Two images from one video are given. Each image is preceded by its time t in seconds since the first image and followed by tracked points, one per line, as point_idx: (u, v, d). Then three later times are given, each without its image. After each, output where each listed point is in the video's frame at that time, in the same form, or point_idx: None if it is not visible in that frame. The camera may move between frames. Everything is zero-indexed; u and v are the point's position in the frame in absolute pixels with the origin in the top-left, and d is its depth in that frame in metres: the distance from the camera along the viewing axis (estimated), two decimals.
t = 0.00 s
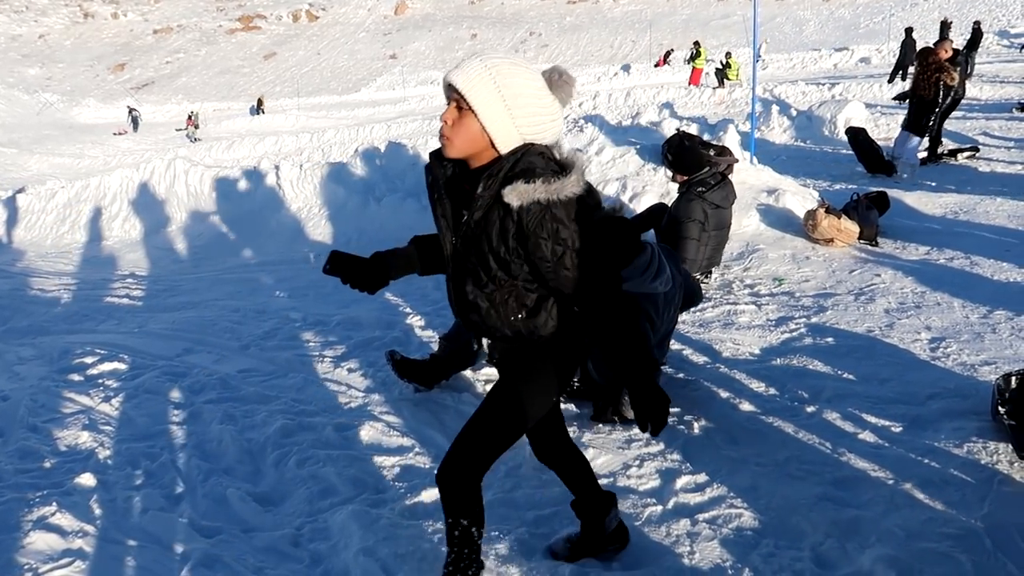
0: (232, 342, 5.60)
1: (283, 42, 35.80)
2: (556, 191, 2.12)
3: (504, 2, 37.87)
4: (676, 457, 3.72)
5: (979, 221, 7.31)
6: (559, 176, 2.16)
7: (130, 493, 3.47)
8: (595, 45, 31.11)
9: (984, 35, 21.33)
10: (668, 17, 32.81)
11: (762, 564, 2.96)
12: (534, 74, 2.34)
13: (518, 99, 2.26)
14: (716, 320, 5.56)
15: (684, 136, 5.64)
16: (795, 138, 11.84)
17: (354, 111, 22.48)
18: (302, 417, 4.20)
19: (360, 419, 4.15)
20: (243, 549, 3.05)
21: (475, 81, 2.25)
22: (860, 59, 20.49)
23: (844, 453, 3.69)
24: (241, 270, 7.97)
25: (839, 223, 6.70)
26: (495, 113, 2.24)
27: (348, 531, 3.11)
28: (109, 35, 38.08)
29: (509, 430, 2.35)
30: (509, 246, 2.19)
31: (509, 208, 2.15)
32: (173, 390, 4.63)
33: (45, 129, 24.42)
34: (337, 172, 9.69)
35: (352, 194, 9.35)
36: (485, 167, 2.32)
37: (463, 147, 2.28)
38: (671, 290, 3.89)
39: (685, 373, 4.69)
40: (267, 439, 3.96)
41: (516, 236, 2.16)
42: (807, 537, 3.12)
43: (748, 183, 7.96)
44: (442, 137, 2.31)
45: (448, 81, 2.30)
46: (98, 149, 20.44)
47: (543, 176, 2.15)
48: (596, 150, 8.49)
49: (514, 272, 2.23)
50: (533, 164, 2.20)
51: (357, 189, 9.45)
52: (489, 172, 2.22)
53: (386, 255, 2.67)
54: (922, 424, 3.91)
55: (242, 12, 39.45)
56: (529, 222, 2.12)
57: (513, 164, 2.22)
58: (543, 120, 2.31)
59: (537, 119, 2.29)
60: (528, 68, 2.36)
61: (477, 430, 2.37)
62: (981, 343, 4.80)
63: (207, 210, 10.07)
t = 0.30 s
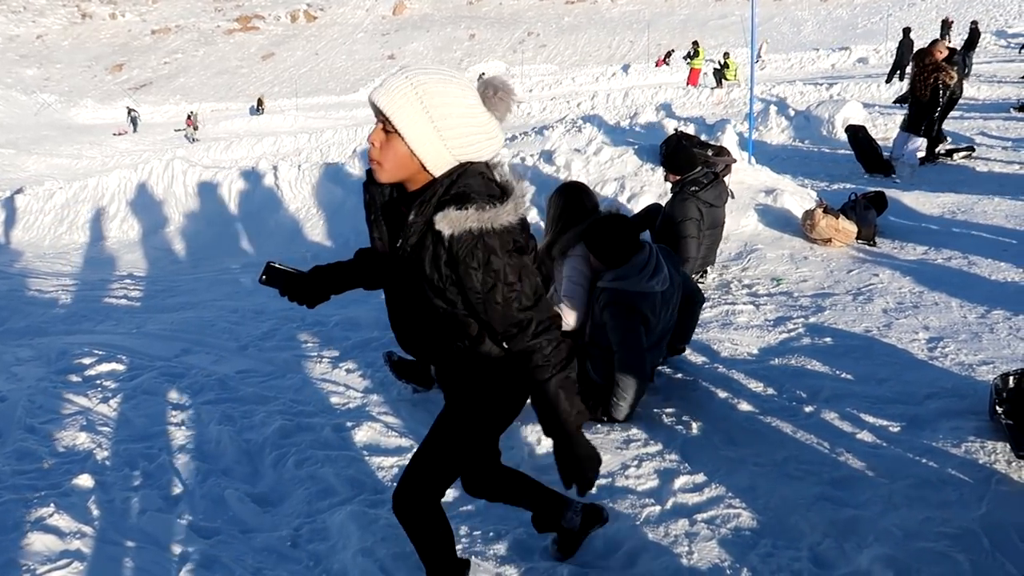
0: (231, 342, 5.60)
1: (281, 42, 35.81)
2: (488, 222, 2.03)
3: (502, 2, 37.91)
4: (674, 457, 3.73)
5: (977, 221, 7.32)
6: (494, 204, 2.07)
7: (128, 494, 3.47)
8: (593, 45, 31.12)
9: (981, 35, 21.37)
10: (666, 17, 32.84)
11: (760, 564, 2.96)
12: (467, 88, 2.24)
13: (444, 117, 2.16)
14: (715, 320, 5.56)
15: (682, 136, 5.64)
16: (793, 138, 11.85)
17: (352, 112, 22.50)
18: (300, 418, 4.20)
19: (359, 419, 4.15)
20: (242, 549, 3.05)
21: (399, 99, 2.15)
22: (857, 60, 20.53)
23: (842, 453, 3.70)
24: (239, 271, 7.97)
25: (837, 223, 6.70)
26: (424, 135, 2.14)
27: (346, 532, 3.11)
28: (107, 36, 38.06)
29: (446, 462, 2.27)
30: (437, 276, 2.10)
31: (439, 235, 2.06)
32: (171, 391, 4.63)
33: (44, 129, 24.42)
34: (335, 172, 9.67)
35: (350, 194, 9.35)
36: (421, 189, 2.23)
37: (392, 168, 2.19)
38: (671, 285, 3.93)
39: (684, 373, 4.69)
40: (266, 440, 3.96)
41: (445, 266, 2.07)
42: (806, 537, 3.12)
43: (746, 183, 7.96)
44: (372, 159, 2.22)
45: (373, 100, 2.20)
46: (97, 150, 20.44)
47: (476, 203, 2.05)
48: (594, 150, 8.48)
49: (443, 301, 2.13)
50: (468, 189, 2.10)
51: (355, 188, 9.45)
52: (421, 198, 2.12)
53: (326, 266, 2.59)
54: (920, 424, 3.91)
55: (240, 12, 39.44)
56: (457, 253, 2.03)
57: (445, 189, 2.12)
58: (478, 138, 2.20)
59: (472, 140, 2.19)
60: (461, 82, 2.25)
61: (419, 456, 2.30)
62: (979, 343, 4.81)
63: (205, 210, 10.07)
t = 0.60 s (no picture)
0: (230, 343, 5.60)
1: (280, 42, 35.82)
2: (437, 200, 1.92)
3: (501, 2, 37.92)
4: (673, 457, 3.72)
5: (975, 220, 7.32)
6: (446, 182, 1.95)
7: (127, 495, 3.47)
8: (591, 45, 31.13)
9: (979, 35, 21.40)
10: (665, 17, 32.87)
11: (759, 564, 2.96)
12: (414, 60, 2.11)
13: (391, 90, 2.04)
14: (713, 320, 5.56)
15: (679, 138, 5.73)
16: (792, 138, 11.86)
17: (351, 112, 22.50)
18: (299, 418, 4.20)
19: (358, 419, 4.15)
20: (240, 550, 3.05)
21: (343, 80, 2.04)
22: (856, 59, 20.55)
23: (841, 452, 3.70)
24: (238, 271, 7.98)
25: (835, 223, 6.70)
26: (370, 113, 2.04)
27: (344, 533, 3.11)
28: (106, 36, 38.04)
29: (399, 453, 2.19)
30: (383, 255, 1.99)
31: (386, 211, 1.95)
32: (170, 392, 4.63)
33: (43, 130, 24.43)
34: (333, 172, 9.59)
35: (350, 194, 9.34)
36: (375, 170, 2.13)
37: (345, 152, 2.12)
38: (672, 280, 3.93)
39: (683, 373, 4.69)
40: (264, 440, 3.97)
41: (391, 244, 1.96)
42: (804, 537, 3.12)
43: (745, 183, 7.96)
44: (325, 145, 2.15)
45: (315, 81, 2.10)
46: (96, 151, 20.45)
47: (427, 179, 1.94)
48: (592, 151, 8.48)
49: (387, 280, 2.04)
50: (420, 164, 1.99)
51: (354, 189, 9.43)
52: (371, 172, 2.03)
53: (301, 255, 2.55)
54: (919, 423, 3.92)
55: (239, 13, 39.44)
56: (403, 230, 1.93)
57: (396, 163, 2.03)
58: (430, 112, 2.09)
59: (423, 112, 2.07)
60: (407, 53, 2.13)
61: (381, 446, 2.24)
62: (978, 343, 4.81)
63: (204, 211, 10.08)
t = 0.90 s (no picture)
0: (226, 342, 5.59)
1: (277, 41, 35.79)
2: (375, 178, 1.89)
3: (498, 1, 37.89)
4: (670, 455, 3.73)
5: (972, 218, 7.33)
6: (392, 161, 1.92)
7: (124, 495, 3.46)
8: (589, 44, 31.13)
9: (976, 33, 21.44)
10: (662, 15, 32.87)
11: (756, 562, 2.97)
12: (354, 22, 2.06)
13: (332, 58, 2.00)
14: (710, 318, 5.56)
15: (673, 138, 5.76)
16: (790, 136, 11.86)
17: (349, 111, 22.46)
18: (296, 417, 4.20)
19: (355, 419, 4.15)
20: (238, 549, 3.05)
21: (281, 53, 1.99)
22: (853, 57, 20.57)
23: (838, 450, 3.71)
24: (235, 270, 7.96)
25: (832, 220, 6.71)
26: (315, 83, 1.99)
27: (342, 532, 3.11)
28: (102, 36, 37.92)
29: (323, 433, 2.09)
30: (321, 230, 1.95)
31: (328, 183, 1.93)
32: (167, 392, 4.62)
33: (39, 130, 24.37)
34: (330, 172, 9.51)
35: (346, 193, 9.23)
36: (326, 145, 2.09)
37: (293, 128, 2.05)
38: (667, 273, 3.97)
39: (680, 371, 4.69)
40: (261, 440, 3.96)
41: (329, 219, 1.92)
42: (801, 535, 3.13)
43: (742, 181, 7.96)
44: (274, 123, 2.09)
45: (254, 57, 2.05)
46: (93, 151, 20.41)
47: (374, 156, 1.91)
48: (590, 149, 8.47)
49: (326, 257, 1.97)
50: (369, 141, 1.97)
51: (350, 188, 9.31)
52: (318, 144, 2.00)
53: (269, 233, 2.40)
54: (916, 421, 3.93)
55: (235, 12, 39.36)
56: (342, 205, 1.89)
57: (346, 138, 2.01)
58: (379, 76, 2.05)
59: (371, 77, 2.03)
60: (346, 15, 2.08)
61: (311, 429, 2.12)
62: (974, 340, 4.82)
63: (201, 210, 10.05)
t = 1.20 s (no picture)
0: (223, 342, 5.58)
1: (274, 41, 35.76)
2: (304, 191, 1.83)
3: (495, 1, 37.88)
4: (666, 454, 3.74)
5: (968, 216, 7.35)
6: (327, 176, 1.87)
7: (120, 496, 3.46)
8: (586, 43, 31.15)
9: (972, 32, 21.47)
10: (659, 15, 32.89)
11: (753, 561, 2.97)
12: (294, 22, 2.00)
13: (271, 59, 1.95)
14: (707, 317, 5.57)
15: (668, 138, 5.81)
16: (786, 135, 11.87)
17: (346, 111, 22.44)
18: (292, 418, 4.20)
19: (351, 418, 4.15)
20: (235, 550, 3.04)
21: (218, 52, 1.93)
22: (850, 56, 20.61)
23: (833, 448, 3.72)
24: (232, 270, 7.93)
25: (828, 219, 6.73)
26: (253, 83, 1.94)
27: (338, 532, 3.11)
28: (99, 36, 37.84)
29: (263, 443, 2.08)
30: (253, 238, 1.90)
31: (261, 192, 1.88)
32: (163, 393, 4.61)
33: (35, 131, 24.28)
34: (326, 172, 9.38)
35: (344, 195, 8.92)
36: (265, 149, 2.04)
37: (228, 130, 2.00)
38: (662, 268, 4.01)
39: (676, 370, 4.70)
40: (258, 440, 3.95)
41: (259, 226, 1.88)
42: (797, 533, 3.13)
43: (738, 180, 7.97)
44: (209, 125, 2.02)
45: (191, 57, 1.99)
46: (90, 151, 20.35)
47: (308, 170, 1.86)
48: (586, 149, 8.48)
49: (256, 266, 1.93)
50: (308, 152, 1.92)
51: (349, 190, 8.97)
52: (254, 152, 1.94)
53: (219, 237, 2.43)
54: (912, 419, 3.93)
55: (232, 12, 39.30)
56: (271, 215, 1.85)
57: (285, 147, 1.94)
58: (319, 78, 2.00)
59: (311, 80, 1.98)
60: (287, 16, 2.03)
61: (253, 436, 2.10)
62: (970, 338, 4.83)
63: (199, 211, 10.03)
